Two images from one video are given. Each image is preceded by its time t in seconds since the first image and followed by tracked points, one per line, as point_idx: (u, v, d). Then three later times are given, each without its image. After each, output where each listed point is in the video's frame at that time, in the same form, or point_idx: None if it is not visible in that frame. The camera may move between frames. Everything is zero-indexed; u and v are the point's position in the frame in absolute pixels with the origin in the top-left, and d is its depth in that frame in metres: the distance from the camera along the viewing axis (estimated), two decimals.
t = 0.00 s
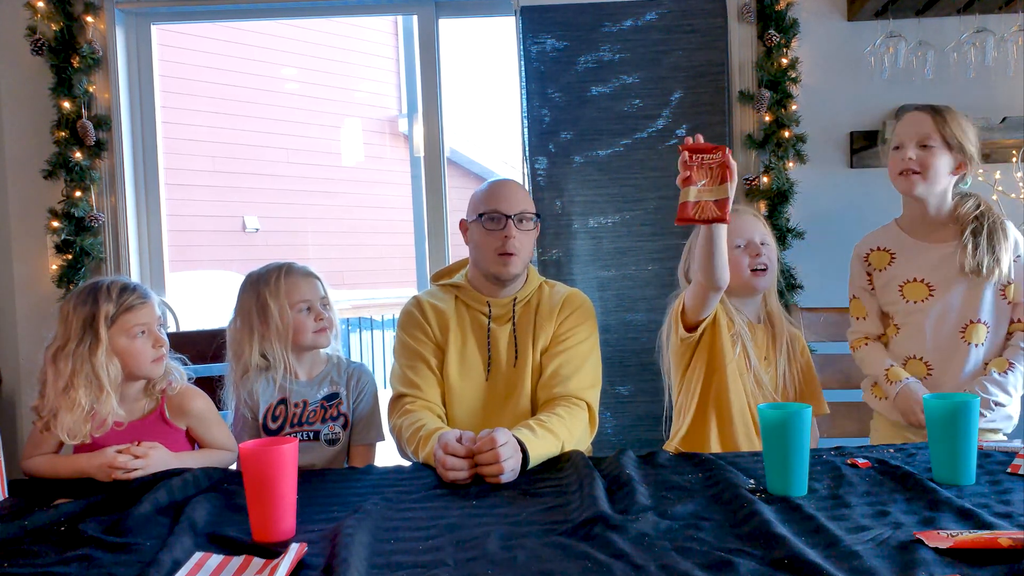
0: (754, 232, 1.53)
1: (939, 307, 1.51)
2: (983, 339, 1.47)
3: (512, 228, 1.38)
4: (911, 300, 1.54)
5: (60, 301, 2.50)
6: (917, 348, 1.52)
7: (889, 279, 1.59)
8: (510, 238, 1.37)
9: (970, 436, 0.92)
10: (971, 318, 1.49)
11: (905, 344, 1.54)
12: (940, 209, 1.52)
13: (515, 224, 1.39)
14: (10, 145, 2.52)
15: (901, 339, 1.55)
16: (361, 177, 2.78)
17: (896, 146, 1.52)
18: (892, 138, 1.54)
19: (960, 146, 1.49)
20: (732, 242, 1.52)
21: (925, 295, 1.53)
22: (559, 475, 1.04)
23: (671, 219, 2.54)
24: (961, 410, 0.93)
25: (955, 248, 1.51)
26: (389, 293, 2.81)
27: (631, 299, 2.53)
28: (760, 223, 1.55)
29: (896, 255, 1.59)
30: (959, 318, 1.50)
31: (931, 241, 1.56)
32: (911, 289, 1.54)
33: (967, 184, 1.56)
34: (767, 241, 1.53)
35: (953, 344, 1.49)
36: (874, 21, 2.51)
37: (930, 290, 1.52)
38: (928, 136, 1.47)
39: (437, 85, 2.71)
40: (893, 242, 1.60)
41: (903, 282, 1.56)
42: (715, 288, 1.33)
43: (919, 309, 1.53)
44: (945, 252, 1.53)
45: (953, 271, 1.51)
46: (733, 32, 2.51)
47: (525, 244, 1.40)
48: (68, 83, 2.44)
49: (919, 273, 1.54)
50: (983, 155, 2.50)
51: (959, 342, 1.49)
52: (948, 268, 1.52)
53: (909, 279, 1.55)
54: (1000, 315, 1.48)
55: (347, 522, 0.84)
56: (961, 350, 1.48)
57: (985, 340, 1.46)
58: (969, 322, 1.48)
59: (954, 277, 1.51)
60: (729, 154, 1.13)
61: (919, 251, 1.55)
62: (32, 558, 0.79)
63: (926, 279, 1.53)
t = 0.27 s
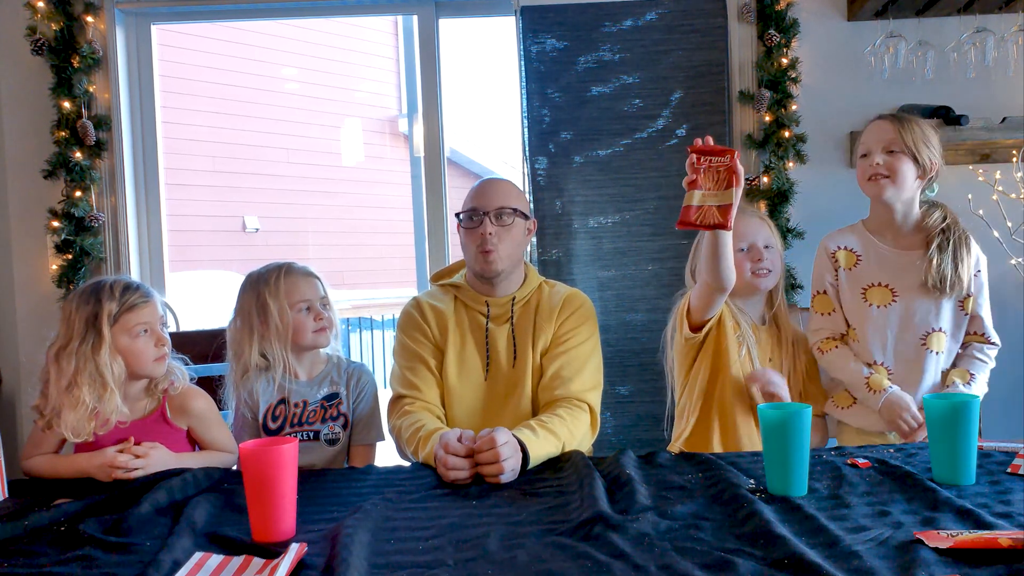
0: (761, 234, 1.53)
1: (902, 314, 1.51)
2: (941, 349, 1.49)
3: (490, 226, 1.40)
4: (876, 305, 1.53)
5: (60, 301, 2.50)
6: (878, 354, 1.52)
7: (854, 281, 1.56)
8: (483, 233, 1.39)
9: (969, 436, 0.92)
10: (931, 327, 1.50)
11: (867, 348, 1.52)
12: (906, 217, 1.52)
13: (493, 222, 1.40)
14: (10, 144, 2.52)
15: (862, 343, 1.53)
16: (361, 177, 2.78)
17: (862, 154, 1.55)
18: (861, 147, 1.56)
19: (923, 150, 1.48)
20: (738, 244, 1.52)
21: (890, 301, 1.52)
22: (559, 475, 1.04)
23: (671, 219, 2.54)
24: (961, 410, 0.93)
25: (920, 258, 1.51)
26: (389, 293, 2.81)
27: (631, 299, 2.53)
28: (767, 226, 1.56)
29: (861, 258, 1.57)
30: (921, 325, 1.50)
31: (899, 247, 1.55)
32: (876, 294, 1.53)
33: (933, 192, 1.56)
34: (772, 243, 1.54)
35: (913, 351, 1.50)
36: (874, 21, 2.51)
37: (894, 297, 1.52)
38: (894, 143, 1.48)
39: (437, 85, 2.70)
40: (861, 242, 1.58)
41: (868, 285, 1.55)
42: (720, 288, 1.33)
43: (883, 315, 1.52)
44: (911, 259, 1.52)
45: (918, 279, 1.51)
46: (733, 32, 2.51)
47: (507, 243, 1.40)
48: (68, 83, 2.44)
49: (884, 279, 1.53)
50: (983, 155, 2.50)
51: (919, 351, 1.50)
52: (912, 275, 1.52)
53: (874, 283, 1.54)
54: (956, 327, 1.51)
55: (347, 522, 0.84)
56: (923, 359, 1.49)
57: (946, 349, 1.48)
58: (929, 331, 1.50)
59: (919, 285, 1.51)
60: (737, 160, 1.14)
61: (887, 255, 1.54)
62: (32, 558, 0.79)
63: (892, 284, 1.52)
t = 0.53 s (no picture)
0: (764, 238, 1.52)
1: (888, 309, 1.51)
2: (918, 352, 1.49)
3: (470, 229, 1.40)
4: (863, 296, 1.54)
5: (60, 301, 2.50)
6: (856, 346, 1.52)
7: (845, 270, 1.56)
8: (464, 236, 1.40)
9: (969, 436, 0.92)
10: (908, 328, 1.50)
11: (847, 339, 1.53)
12: (912, 216, 1.51)
13: (474, 225, 1.40)
14: (9, 144, 2.52)
15: (844, 334, 1.54)
16: (361, 177, 2.78)
17: (870, 154, 1.53)
18: (870, 147, 1.54)
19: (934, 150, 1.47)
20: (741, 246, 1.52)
21: (878, 295, 1.53)
22: (560, 475, 1.04)
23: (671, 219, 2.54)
24: (961, 410, 0.93)
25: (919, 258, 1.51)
26: (389, 293, 2.81)
27: (631, 299, 2.53)
28: (772, 230, 1.54)
29: (859, 247, 1.57)
30: (903, 325, 1.50)
31: (901, 245, 1.55)
32: (864, 286, 1.54)
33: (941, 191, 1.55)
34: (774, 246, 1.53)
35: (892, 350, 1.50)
36: (874, 21, 2.51)
37: (883, 292, 1.52)
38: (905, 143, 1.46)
39: (437, 85, 2.70)
40: (863, 234, 1.58)
41: (858, 277, 1.55)
42: (715, 291, 1.36)
43: (870, 309, 1.53)
44: (908, 258, 1.52)
45: (909, 279, 1.51)
46: (733, 32, 2.51)
47: (488, 246, 1.39)
48: (68, 83, 2.44)
49: (874, 271, 1.54)
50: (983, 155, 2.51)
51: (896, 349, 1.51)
52: (908, 273, 1.51)
53: (865, 274, 1.54)
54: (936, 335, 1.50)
55: (347, 522, 0.84)
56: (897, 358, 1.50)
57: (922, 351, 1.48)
58: (909, 332, 1.50)
59: (910, 284, 1.51)
60: (724, 167, 1.13)
61: (885, 251, 1.54)
62: (32, 558, 0.79)
63: (884, 280, 1.52)
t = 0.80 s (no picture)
0: (765, 245, 1.50)
1: (918, 313, 1.51)
2: (950, 348, 1.48)
3: (456, 235, 1.40)
4: (896, 302, 1.53)
5: (61, 301, 2.50)
6: (892, 352, 1.52)
7: (872, 278, 1.57)
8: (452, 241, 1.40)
9: (969, 437, 0.92)
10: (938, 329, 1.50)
11: (880, 348, 1.53)
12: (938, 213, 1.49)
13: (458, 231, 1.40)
14: (9, 145, 2.52)
15: (875, 342, 1.54)
16: (361, 177, 2.78)
17: (896, 152, 1.51)
18: (893, 143, 1.52)
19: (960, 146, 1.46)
20: (743, 254, 1.50)
21: (909, 298, 1.51)
22: (558, 475, 1.04)
23: (671, 219, 2.54)
24: (961, 410, 0.93)
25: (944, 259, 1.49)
26: (389, 293, 2.81)
27: (631, 299, 2.53)
28: (774, 236, 1.52)
29: (884, 253, 1.56)
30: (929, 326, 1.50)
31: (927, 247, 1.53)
32: (895, 292, 1.53)
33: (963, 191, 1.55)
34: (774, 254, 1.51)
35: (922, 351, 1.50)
36: (874, 21, 2.51)
37: (915, 294, 1.51)
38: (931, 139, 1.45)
39: (437, 85, 2.70)
40: (888, 239, 1.58)
41: (887, 282, 1.54)
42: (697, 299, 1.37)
43: (897, 315, 1.52)
44: (934, 261, 1.51)
45: (935, 281, 1.50)
46: (733, 32, 2.51)
47: (472, 252, 1.39)
48: (68, 83, 2.44)
49: (903, 275, 1.53)
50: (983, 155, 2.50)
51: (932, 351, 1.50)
52: (933, 272, 1.50)
53: (894, 280, 1.54)
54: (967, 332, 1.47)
55: (347, 522, 0.84)
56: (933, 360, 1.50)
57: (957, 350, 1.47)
58: (938, 331, 1.50)
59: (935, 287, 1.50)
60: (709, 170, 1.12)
61: (910, 256, 1.53)
62: (32, 558, 0.79)
63: (911, 285, 1.51)
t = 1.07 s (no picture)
0: (760, 246, 1.50)
1: (916, 312, 1.51)
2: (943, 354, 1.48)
3: (455, 239, 1.39)
4: (893, 298, 1.53)
5: (60, 301, 2.50)
6: (887, 350, 1.52)
7: (875, 273, 1.56)
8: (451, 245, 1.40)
9: (969, 437, 0.92)
10: (940, 330, 1.48)
11: (876, 343, 1.53)
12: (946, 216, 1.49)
13: (459, 235, 1.39)
14: (9, 145, 2.52)
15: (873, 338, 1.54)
16: (361, 177, 2.78)
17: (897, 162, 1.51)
18: (897, 150, 1.52)
19: (959, 151, 1.44)
20: (737, 252, 1.51)
21: (906, 296, 1.52)
22: (559, 477, 1.04)
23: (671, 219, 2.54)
24: (961, 410, 0.93)
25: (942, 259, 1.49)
26: (389, 293, 2.81)
27: (631, 299, 2.53)
28: (768, 236, 1.52)
29: (888, 248, 1.55)
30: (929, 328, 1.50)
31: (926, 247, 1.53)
32: (895, 287, 1.53)
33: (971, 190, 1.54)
34: (769, 253, 1.51)
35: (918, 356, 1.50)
36: (874, 21, 2.51)
37: (912, 293, 1.51)
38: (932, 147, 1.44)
39: (437, 85, 2.71)
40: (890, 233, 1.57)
41: (888, 278, 1.54)
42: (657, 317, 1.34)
43: (895, 310, 1.52)
44: (937, 258, 1.51)
45: (934, 279, 1.50)
46: (733, 33, 2.51)
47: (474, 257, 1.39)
48: (68, 83, 2.44)
49: (903, 273, 1.53)
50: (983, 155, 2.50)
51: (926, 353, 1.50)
52: (934, 272, 1.50)
53: (895, 276, 1.53)
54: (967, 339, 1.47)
55: (347, 522, 0.84)
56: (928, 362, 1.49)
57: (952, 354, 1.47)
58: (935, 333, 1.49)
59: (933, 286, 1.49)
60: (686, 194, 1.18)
61: (911, 251, 1.53)
62: (32, 558, 0.79)
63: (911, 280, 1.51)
